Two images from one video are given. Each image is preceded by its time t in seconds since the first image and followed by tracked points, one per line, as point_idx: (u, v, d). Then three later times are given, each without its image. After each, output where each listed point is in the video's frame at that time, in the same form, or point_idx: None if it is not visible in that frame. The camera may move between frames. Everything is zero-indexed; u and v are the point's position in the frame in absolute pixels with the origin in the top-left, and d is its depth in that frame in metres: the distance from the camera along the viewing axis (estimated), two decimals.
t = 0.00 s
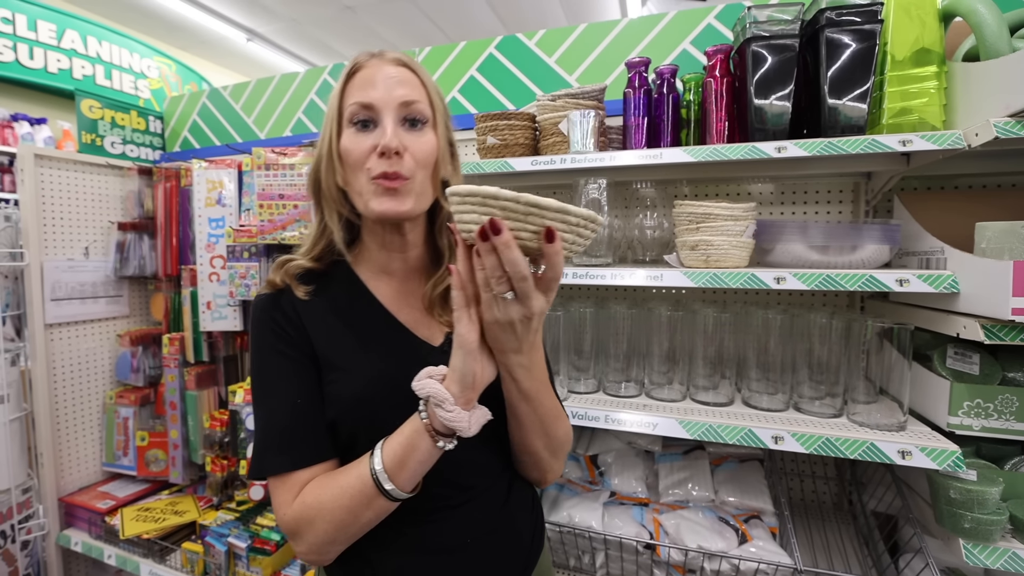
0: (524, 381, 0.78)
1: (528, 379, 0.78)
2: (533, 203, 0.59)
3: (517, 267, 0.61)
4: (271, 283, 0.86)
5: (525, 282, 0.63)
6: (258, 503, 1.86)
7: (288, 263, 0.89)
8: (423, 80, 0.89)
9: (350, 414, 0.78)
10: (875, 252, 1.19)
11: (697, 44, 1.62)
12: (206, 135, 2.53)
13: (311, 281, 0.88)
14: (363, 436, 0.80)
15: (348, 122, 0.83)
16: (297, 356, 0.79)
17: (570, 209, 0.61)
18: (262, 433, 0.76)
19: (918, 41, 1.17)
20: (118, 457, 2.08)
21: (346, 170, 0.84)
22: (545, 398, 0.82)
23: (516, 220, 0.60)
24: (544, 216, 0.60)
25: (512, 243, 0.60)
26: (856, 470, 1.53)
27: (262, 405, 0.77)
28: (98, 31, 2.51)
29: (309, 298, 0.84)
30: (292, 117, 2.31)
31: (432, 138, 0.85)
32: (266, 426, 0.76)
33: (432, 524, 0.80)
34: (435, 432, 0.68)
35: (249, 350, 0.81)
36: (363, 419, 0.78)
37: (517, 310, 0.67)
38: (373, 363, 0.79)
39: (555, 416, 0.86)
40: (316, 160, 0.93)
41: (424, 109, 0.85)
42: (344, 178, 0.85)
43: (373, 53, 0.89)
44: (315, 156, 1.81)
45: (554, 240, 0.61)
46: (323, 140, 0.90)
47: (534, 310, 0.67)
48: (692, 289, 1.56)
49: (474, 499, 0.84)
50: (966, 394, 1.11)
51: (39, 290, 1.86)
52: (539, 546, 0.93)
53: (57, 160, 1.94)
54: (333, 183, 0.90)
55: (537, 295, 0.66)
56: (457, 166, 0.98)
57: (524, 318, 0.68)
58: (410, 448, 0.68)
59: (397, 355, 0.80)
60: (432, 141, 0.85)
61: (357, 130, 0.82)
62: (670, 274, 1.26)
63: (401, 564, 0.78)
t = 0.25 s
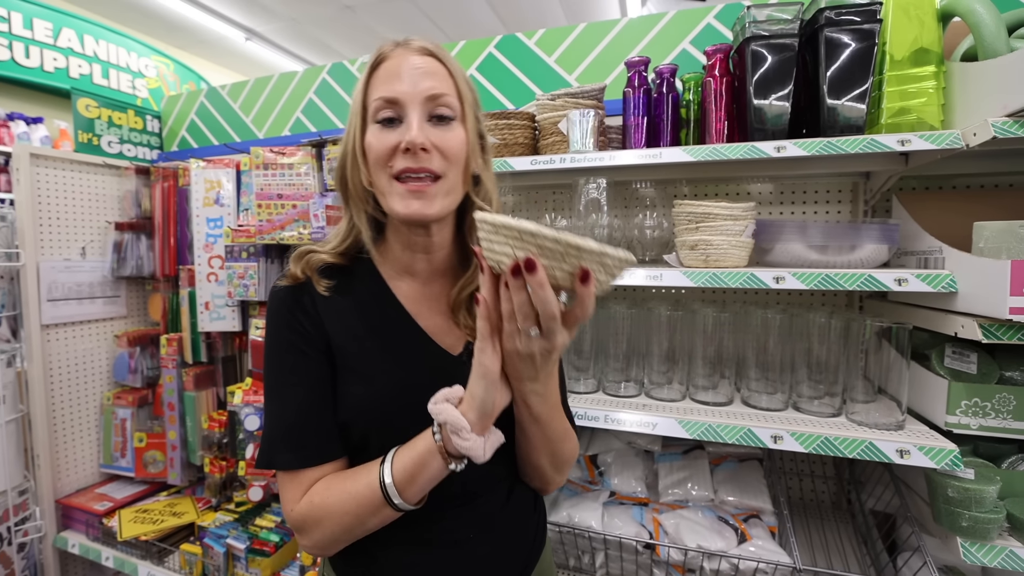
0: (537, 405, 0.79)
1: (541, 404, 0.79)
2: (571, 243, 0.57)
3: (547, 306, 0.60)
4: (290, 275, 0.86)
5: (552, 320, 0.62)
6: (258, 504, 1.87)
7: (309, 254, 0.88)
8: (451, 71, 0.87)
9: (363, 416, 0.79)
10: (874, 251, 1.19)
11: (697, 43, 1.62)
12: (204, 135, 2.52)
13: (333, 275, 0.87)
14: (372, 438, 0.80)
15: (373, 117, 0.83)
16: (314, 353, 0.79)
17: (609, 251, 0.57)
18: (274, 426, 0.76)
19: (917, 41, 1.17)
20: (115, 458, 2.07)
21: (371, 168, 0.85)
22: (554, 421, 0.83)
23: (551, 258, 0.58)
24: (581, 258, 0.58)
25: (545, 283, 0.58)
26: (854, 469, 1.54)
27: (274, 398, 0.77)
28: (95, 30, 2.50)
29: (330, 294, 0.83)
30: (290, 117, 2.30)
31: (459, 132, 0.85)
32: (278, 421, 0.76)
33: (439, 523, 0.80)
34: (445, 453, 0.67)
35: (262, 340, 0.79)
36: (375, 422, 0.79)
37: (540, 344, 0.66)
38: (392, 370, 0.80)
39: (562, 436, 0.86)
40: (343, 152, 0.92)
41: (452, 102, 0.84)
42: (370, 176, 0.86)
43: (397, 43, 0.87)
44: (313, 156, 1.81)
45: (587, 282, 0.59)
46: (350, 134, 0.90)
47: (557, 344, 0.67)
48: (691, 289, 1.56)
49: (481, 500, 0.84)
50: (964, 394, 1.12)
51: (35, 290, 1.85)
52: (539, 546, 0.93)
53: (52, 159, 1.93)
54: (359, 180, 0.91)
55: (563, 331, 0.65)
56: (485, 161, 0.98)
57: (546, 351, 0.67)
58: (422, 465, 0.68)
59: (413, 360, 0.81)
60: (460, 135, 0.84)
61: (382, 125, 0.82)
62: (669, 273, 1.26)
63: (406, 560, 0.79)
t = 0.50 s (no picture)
0: (545, 416, 0.78)
1: (549, 415, 0.78)
2: (581, 270, 0.54)
3: (552, 330, 0.58)
4: (307, 266, 0.87)
5: (559, 342, 0.60)
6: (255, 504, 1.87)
7: (327, 246, 0.89)
8: (473, 57, 0.87)
9: (371, 414, 0.79)
10: (872, 251, 1.19)
11: (696, 43, 1.62)
12: (202, 134, 2.51)
13: (350, 268, 0.87)
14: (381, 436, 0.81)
15: (393, 104, 0.83)
16: (327, 348, 0.80)
17: (623, 280, 0.55)
18: (286, 417, 0.78)
19: (915, 41, 1.17)
20: (113, 459, 2.06)
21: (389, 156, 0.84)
22: (563, 431, 0.82)
23: (559, 283, 0.56)
24: (592, 285, 0.55)
25: (551, 306, 0.56)
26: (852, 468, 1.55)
27: (287, 390, 0.78)
28: (92, 29, 2.49)
29: (344, 289, 0.83)
30: (289, 116, 2.29)
31: (481, 120, 0.84)
32: (290, 412, 0.77)
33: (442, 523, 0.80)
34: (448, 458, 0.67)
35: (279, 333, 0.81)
36: (383, 419, 0.79)
37: (544, 363, 0.64)
38: (402, 368, 0.79)
39: (570, 447, 0.85)
40: (362, 140, 0.92)
41: (474, 90, 0.84)
42: (388, 165, 0.85)
43: (418, 28, 0.86)
44: (312, 156, 1.82)
45: (597, 310, 0.56)
46: (369, 122, 0.89)
47: (562, 364, 0.65)
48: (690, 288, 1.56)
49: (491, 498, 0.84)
50: (961, 392, 1.12)
51: (32, 290, 1.84)
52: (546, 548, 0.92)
53: (49, 159, 1.92)
54: (377, 170, 0.91)
55: (569, 352, 0.63)
56: (508, 151, 0.97)
57: (551, 369, 0.66)
58: (424, 469, 0.68)
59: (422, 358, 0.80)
60: (481, 122, 0.84)
61: (402, 113, 0.82)
62: (668, 273, 1.26)
63: (407, 559, 0.79)
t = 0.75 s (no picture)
0: (556, 415, 0.70)
1: (561, 414, 0.70)
2: (578, 299, 0.50)
3: (548, 350, 0.55)
4: (331, 263, 0.88)
5: (555, 361, 0.57)
6: (254, 505, 1.87)
7: (352, 243, 0.91)
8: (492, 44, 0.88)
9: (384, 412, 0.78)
10: (871, 251, 1.20)
11: (695, 43, 1.63)
12: (200, 134, 2.51)
13: (373, 264, 0.88)
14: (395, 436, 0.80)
15: (421, 88, 0.82)
16: (348, 344, 0.80)
17: (626, 312, 0.49)
18: (305, 406, 0.78)
19: (913, 41, 1.17)
20: (111, 460, 2.06)
21: (418, 141, 0.82)
22: (580, 433, 0.73)
23: (556, 305, 0.52)
24: (590, 313, 0.51)
25: (547, 327, 0.54)
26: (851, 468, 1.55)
27: (309, 380, 0.79)
28: (90, 28, 2.48)
29: (366, 285, 0.83)
30: (288, 116, 2.29)
31: (507, 100, 0.85)
32: (309, 403, 0.78)
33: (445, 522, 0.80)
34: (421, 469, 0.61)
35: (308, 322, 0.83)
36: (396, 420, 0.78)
37: (545, 373, 0.61)
38: (421, 364, 0.78)
39: (592, 450, 0.76)
40: (386, 131, 0.91)
41: (498, 72, 0.84)
42: (416, 150, 0.84)
43: (438, 22, 0.89)
44: (310, 156, 1.81)
45: (594, 337, 0.53)
46: (392, 114, 0.90)
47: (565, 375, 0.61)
48: (689, 288, 1.56)
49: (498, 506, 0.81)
50: (960, 392, 1.12)
51: (30, 290, 1.83)
52: (561, 562, 0.87)
53: (47, 159, 1.91)
54: (403, 163, 0.91)
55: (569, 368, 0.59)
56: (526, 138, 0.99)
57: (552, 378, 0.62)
58: (399, 478, 0.64)
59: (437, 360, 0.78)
60: (508, 103, 0.84)
61: (431, 95, 0.81)
62: (667, 273, 1.26)
63: (415, 551, 0.81)
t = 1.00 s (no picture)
0: (583, 391, 0.69)
1: (587, 390, 0.69)
2: (593, 231, 0.52)
3: (570, 292, 0.55)
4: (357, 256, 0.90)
5: (577, 308, 0.56)
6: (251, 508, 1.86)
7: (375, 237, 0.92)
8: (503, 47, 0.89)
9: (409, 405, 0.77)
10: (866, 253, 1.20)
11: (691, 46, 1.63)
12: (198, 136, 2.50)
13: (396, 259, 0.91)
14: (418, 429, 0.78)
15: (432, 95, 0.83)
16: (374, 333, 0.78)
17: (640, 244, 0.51)
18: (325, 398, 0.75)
19: (907, 44, 1.18)
20: (108, 463, 2.05)
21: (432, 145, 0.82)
22: (608, 411, 0.72)
23: (574, 244, 0.54)
24: (607, 247, 0.53)
25: (567, 266, 0.53)
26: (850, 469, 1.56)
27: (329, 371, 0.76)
28: (88, 30, 2.47)
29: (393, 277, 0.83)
30: (286, 118, 2.29)
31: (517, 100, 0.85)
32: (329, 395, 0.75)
33: (447, 524, 0.79)
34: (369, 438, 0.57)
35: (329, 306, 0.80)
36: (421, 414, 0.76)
37: (568, 329, 0.61)
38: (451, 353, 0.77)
39: (620, 434, 0.75)
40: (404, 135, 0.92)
41: (508, 73, 0.84)
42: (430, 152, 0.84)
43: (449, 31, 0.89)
44: (308, 158, 1.80)
45: (614, 274, 0.52)
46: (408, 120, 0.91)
47: (588, 331, 0.60)
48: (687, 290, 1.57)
49: (516, 511, 0.79)
50: (955, 393, 1.13)
51: (26, 293, 1.83)
52: (586, 568, 0.84)
53: (43, 161, 1.91)
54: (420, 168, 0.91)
55: (591, 319, 0.58)
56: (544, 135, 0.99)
57: (576, 336, 0.61)
58: (350, 447, 0.61)
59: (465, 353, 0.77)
60: (519, 103, 0.84)
61: (443, 100, 0.81)
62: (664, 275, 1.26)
63: (418, 550, 0.81)
